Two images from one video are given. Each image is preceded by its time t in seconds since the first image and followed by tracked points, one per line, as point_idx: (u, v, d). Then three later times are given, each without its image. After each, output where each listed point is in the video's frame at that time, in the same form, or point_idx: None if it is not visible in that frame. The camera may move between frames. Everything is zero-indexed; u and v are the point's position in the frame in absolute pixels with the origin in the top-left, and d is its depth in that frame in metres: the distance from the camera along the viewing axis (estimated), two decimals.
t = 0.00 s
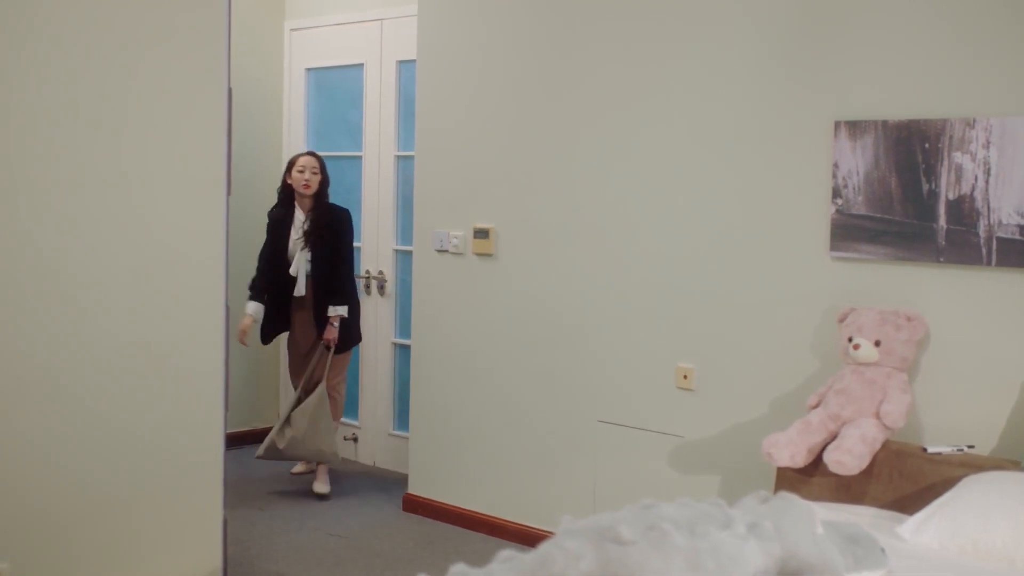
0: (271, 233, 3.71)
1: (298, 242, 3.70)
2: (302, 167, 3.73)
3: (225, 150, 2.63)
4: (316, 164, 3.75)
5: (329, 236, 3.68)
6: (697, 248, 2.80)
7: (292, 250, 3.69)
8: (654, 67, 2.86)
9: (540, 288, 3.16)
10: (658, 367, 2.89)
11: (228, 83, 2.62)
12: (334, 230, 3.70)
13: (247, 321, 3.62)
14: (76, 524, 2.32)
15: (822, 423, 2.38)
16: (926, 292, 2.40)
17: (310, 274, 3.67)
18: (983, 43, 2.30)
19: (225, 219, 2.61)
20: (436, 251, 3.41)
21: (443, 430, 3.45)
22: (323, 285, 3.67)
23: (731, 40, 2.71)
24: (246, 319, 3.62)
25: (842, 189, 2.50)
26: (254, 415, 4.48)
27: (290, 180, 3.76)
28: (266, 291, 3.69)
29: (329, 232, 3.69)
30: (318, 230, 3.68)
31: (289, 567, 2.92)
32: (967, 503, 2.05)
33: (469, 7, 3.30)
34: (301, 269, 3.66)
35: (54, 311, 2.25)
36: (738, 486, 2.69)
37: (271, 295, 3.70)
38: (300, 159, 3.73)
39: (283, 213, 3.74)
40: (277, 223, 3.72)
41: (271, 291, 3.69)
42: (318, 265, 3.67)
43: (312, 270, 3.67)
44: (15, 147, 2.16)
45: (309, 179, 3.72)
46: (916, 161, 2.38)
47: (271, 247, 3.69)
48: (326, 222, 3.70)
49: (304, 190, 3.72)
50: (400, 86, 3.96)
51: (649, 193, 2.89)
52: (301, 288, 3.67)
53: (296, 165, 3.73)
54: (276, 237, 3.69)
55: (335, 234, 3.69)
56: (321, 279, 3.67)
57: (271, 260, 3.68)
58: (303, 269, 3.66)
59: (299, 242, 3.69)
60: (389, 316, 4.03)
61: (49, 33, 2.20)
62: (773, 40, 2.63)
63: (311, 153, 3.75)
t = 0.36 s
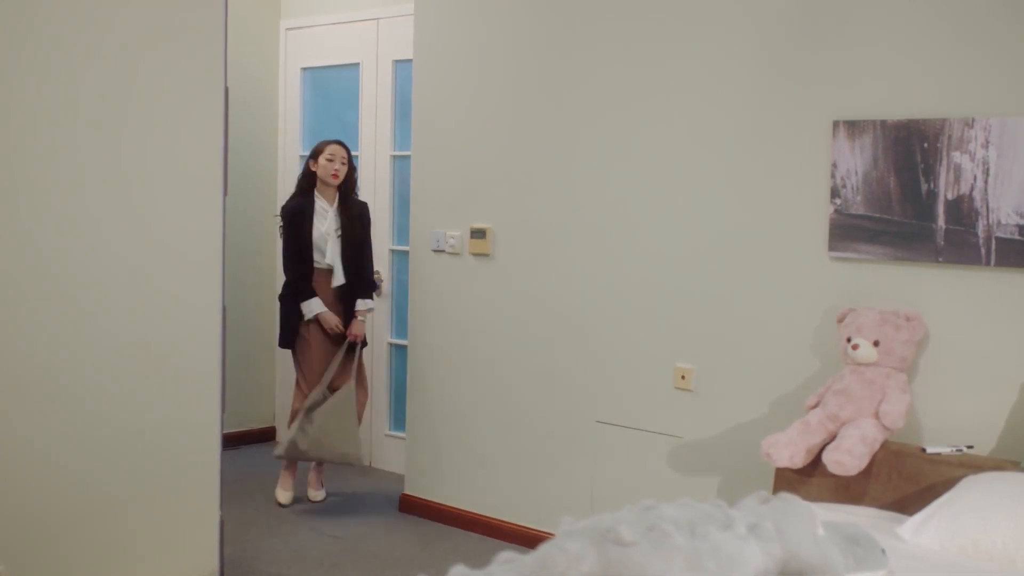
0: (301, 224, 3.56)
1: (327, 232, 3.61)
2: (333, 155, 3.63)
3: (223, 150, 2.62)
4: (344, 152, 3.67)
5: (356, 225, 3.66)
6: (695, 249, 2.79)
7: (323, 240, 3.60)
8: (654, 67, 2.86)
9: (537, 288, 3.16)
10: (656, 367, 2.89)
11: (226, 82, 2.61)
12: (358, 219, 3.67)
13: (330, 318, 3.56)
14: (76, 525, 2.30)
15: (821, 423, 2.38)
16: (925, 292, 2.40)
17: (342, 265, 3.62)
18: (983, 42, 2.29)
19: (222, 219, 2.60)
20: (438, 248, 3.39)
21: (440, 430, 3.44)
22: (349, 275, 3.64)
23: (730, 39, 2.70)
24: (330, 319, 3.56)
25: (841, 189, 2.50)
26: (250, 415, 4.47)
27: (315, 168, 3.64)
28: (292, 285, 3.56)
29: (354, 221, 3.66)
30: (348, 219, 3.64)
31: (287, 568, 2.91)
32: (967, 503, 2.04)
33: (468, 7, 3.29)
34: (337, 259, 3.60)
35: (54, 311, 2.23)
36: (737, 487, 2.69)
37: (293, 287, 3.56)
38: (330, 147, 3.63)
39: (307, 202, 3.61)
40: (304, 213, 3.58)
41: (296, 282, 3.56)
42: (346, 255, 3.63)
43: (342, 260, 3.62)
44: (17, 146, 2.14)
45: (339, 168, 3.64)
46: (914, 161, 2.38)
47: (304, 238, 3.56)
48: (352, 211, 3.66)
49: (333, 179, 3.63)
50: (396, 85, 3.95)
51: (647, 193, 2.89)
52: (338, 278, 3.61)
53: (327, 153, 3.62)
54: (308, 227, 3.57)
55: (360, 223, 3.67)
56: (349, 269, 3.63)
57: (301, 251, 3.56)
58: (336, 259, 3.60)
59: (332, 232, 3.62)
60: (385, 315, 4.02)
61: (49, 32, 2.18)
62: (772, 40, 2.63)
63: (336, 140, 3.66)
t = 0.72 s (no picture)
0: (322, 238, 3.25)
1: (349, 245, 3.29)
2: (355, 161, 3.31)
3: (216, 149, 2.60)
4: (365, 157, 3.35)
5: (378, 237, 3.37)
6: (690, 249, 2.79)
7: (345, 254, 3.28)
8: (647, 66, 2.85)
9: (531, 289, 3.15)
10: (649, 367, 2.89)
11: (218, 82, 2.60)
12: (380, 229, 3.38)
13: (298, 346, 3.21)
14: (72, 526, 2.28)
15: (816, 423, 2.37)
16: (919, 292, 2.39)
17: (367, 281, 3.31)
18: (978, 42, 2.29)
19: (215, 219, 2.58)
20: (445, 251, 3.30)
21: (433, 430, 3.43)
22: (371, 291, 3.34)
23: (724, 40, 2.70)
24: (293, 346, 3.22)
25: (835, 189, 2.50)
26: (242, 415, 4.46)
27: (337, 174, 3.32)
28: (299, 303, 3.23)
29: (376, 232, 3.36)
30: (372, 231, 3.36)
31: (280, 569, 2.90)
32: (963, 503, 2.04)
33: (460, 6, 3.29)
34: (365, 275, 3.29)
35: (55, 311, 2.22)
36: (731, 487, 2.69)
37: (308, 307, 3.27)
38: (352, 152, 3.32)
39: (328, 211, 3.28)
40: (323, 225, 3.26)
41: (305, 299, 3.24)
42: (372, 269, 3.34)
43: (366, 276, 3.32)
44: (16, 145, 2.13)
45: (363, 173, 3.31)
46: (909, 160, 2.37)
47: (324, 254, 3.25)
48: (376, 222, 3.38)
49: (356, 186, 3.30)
50: (388, 85, 3.94)
51: (641, 193, 2.88)
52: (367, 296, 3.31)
53: (348, 158, 3.30)
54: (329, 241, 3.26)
55: (382, 233, 3.38)
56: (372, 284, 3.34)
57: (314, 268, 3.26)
58: (364, 275, 3.30)
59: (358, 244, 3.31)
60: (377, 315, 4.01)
61: (46, 31, 2.17)
62: (766, 40, 2.62)
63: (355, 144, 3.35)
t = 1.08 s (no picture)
0: (350, 236, 3.05)
1: (378, 240, 3.09)
2: (378, 151, 3.12)
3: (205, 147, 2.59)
4: (388, 146, 3.16)
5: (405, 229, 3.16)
6: (680, 248, 2.78)
7: (374, 250, 3.08)
8: (637, 64, 2.85)
9: (519, 286, 3.14)
10: (638, 366, 2.88)
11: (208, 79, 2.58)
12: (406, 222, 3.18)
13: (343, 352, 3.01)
14: (61, 525, 2.25)
15: (805, 422, 2.37)
16: (908, 289, 2.39)
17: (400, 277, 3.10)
18: (968, 40, 2.29)
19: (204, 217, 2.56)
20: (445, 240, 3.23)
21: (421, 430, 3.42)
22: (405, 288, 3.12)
23: (713, 37, 2.69)
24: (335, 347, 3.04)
25: (824, 187, 2.50)
26: (229, 414, 4.44)
27: (358, 166, 3.12)
28: (332, 306, 3.03)
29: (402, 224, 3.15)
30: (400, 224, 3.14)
31: (268, 569, 2.88)
32: (952, 502, 2.04)
33: (449, 3, 3.27)
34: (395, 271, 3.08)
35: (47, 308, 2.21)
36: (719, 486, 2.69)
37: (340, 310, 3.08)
38: (373, 142, 3.11)
39: (352, 205, 3.09)
40: (349, 221, 3.06)
41: (341, 301, 3.04)
42: (404, 263, 3.12)
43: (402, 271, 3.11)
44: (8, 142, 2.12)
45: (386, 165, 3.13)
46: (898, 158, 2.38)
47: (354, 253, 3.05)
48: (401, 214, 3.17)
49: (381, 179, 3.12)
50: (375, 82, 3.93)
51: (630, 191, 2.87)
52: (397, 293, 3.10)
53: (371, 150, 3.11)
54: (358, 239, 3.06)
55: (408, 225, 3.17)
56: (406, 280, 3.13)
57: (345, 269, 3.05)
58: (393, 270, 3.09)
59: (388, 237, 3.11)
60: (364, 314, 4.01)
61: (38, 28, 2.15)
62: (756, 37, 2.62)
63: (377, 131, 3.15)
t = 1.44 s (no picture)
0: (391, 236, 2.89)
1: (416, 240, 2.95)
2: (413, 149, 2.95)
3: (184, 142, 2.57)
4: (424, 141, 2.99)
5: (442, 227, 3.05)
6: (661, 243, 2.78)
7: (414, 250, 2.95)
8: (618, 60, 2.84)
9: (500, 283, 3.13)
10: (620, 362, 2.88)
11: (187, 74, 2.56)
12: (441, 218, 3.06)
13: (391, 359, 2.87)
14: (55, 521, 2.27)
15: (787, 417, 2.37)
16: (889, 285, 2.40)
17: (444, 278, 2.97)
18: (949, 36, 2.29)
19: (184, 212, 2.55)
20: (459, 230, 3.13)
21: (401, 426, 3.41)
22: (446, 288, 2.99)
23: (694, 33, 2.69)
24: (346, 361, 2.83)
25: (806, 182, 2.50)
26: (208, 411, 4.42)
27: (394, 165, 2.97)
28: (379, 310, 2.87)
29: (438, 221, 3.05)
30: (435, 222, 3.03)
31: (248, 566, 2.87)
32: (933, 496, 2.04)
33: None
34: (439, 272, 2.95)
35: (23, 303, 2.19)
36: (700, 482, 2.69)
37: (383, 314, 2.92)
38: (409, 138, 2.95)
39: (391, 202, 2.93)
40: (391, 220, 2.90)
41: (390, 305, 2.88)
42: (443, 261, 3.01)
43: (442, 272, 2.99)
44: None
45: (423, 162, 2.96)
46: (879, 154, 2.38)
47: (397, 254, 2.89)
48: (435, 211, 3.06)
49: (418, 177, 2.96)
50: (355, 77, 3.91)
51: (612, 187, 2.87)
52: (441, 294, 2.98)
53: (406, 147, 2.94)
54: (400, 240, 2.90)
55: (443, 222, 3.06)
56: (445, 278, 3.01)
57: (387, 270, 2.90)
58: (436, 270, 2.96)
59: (427, 236, 2.98)
60: (344, 310, 3.99)
61: (13, 22, 2.13)
62: (736, 33, 2.62)
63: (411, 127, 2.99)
